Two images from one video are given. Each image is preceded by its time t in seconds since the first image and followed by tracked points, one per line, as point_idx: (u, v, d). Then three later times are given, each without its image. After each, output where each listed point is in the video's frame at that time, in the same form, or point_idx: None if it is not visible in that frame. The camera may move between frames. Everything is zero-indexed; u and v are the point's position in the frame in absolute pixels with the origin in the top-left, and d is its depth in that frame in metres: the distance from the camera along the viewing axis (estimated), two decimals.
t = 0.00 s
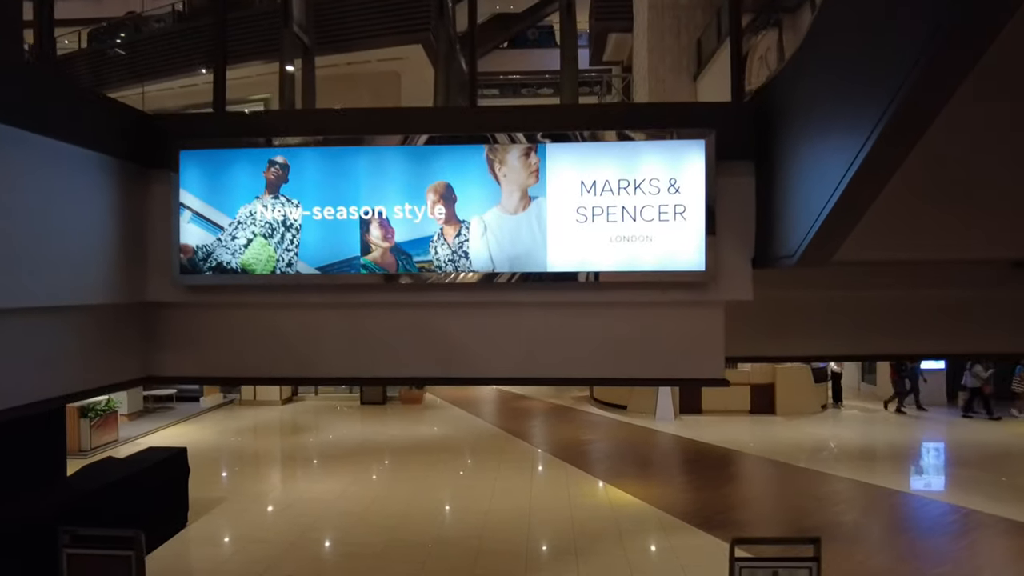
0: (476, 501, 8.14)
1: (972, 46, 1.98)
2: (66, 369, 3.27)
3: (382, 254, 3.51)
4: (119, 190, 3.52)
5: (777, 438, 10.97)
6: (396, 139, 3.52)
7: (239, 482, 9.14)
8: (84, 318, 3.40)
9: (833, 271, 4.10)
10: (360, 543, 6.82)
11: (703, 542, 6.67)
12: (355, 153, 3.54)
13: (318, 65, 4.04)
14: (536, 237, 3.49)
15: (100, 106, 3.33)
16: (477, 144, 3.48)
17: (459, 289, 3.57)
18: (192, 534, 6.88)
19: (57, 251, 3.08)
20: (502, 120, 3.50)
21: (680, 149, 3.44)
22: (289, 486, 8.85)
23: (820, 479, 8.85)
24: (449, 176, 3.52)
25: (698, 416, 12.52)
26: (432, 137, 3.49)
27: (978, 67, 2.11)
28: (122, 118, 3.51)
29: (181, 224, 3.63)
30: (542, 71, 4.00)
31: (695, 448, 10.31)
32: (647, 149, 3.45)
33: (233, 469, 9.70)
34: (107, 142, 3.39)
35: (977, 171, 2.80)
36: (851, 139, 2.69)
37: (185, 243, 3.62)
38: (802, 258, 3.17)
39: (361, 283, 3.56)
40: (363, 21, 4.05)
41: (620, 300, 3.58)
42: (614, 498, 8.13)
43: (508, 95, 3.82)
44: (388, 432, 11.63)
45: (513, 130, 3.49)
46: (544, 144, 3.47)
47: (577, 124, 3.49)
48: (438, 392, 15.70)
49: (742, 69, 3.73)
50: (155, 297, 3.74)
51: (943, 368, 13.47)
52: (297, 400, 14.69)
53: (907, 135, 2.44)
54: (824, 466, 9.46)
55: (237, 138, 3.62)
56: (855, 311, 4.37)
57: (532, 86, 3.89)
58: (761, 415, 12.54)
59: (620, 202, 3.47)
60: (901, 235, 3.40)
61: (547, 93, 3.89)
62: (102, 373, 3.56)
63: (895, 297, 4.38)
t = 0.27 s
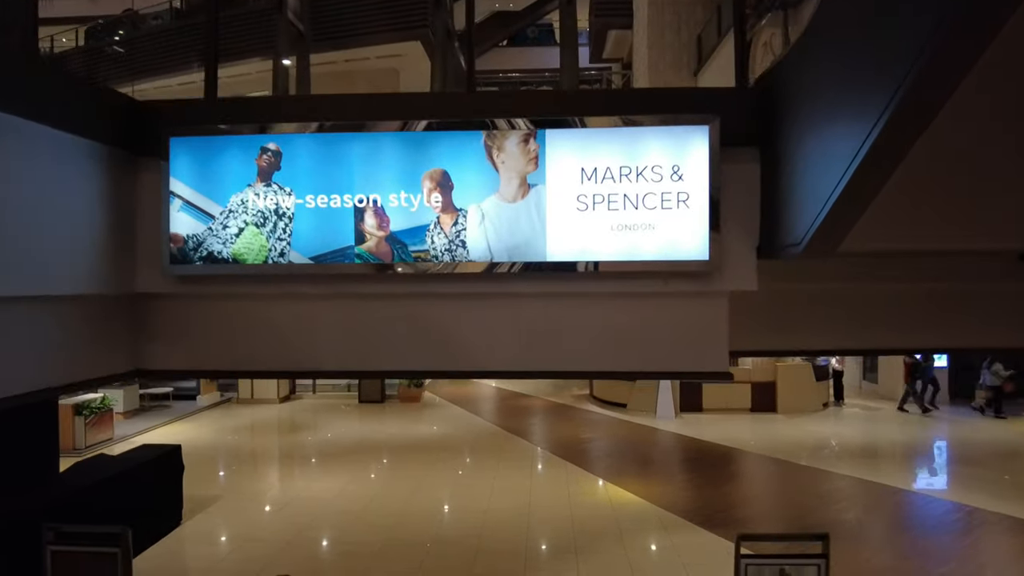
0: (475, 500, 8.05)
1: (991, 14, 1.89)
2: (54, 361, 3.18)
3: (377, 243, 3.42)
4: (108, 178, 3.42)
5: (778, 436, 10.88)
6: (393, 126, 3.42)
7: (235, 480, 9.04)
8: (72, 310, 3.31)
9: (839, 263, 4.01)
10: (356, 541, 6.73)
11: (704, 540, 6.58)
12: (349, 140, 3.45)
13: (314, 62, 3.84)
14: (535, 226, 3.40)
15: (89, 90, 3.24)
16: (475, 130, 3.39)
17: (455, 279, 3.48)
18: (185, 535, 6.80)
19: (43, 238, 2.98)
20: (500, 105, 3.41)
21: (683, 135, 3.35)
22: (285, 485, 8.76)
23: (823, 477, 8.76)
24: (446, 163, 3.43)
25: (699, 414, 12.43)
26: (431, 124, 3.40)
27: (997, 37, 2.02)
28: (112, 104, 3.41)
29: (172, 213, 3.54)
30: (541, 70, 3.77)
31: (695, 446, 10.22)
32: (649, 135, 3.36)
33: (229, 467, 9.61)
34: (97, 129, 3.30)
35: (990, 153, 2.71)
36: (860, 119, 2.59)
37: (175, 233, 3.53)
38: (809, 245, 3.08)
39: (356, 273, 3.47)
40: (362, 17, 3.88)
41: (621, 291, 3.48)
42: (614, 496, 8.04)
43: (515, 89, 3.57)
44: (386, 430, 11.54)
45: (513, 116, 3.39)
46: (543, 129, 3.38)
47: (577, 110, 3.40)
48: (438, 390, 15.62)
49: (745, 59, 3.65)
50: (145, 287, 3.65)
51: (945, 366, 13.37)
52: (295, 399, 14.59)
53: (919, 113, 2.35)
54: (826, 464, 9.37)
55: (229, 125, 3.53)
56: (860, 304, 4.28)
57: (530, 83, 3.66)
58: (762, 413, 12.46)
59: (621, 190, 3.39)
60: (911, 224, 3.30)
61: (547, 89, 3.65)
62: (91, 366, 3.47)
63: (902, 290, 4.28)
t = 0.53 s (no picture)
0: (473, 498, 7.96)
1: None
2: (39, 354, 3.07)
3: (372, 230, 3.33)
4: (97, 165, 3.32)
5: (779, 435, 10.78)
6: (389, 111, 3.32)
7: (230, 478, 8.97)
8: (59, 301, 3.20)
9: (846, 254, 3.92)
10: (351, 539, 6.65)
11: (704, 538, 6.49)
12: (344, 125, 3.36)
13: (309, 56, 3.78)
14: (535, 214, 3.31)
15: (77, 75, 3.12)
16: (473, 116, 3.30)
17: (452, 270, 3.39)
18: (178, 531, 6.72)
19: (27, 226, 2.87)
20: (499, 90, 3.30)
21: (688, 121, 3.26)
22: (281, 483, 8.67)
23: (824, 475, 8.66)
24: (443, 149, 3.34)
25: (699, 412, 12.34)
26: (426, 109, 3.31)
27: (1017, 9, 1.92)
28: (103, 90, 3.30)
29: (162, 202, 3.44)
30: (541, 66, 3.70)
31: (696, 445, 10.13)
32: (652, 121, 3.27)
33: (225, 465, 9.53)
34: (86, 115, 3.19)
35: (1007, 135, 2.61)
36: (873, 98, 2.48)
37: (165, 222, 3.43)
38: (817, 234, 2.99)
39: (351, 263, 3.37)
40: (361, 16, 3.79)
41: (622, 282, 3.39)
42: (614, 495, 7.95)
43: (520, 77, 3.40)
44: (384, 428, 11.45)
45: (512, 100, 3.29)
46: (544, 115, 3.28)
47: (578, 95, 3.30)
48: (437, 389, 15.53)
49: (750, 40, 3.54)
50: (134, 279, 3.53)
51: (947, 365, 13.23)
52: (293, 397, 14.50)
53: (936, 89, 2.25)
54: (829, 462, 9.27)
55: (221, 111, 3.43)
56: (867, 297, 4.19)
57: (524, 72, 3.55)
58: (763, 412, 12.36)
59: (624, 176, 3.30)
60: (920, 212, 3.20)
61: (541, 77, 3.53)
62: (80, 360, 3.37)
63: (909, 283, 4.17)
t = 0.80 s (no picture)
0: (472, 496, 7.87)
1: None
2: (25, 346, 2.98)
3: (367, 218, 3.24)
4: (86, 150, 3.21)
5: (781, 433, 10.69)
6: (385, 95, 3.22)
7: (227, 475, 8.88)
8: (46, 291, 3.10)
9: (854, 244, 3.82)
10: (348, 537, 6.56)
11: (705, 536, 6.40)
12: (339, 109, 3.27)
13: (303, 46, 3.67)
14: (535, 200, 3.22)
15: (64, 58, 3.01)
16: (471, 100, 3.20)
17: (449, 259, 3.29)
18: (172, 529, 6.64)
19: (11, 213, 2.77)
20: (499, 73, 3.20)
21: (693, 106, 3.16)
22: (278, 481, 8.58)
23: (826, 473, 8.57)
24: (440, 134, 3.24)
25: (700, 410, 12.25)
26: (421, 92, 3.21)
27: None
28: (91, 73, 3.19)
29: (151, 189, 3.34)
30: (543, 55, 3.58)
31: (696, 442, 10.04)
32: (656, 105, 3.17)
33: (221, 463, 9.44)
34: (74, 98, 3.09)
35: None
36: (887, 76, 2.37)
37: (155, 209, 3.33)
38: (825, 221, 2.90)
39: (346, 252, 3.28)
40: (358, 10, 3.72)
41: (624, 271, 3.30)
42: (614, 493, 7.85)
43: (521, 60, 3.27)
44: (383, 426, 11.35)
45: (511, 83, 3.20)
46: (544, 99, 3.19)
47: (578, 79, 3.21)
48: (436, 387, 15.43)
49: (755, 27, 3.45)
50: (124, 270, 3.43)
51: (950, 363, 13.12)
52: (291, 395, 14.40)
53: (955, 65, 2.15)
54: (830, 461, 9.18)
55: (212, 95, 3.33)
56: (875, 289, 4.09)
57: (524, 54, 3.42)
58: (765, 410, 12.27)
59: (626, 162, 3.21)
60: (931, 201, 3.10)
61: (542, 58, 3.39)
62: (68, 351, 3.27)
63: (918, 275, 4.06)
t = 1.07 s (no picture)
0: (471, 494, 7.78)
1: None
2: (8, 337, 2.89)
3: (361, 205, 3.16)
4: (72, 136, 3.12)
5: (783, 431, 10.60)
6: (380, 79, 3.14)
7: (223, 473, 8.80)
8: (31, 281, 3.01)
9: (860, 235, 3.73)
10: (344, 535, 6.47)
11: (707, 534, 6.32)
12: (333, 93, 3.18)
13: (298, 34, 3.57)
14: (534, 187, 3.13)
15: (48, 40, 2.91)
16: (469, 84, 3.11)
17: (445, 248, 3.20)
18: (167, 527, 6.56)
19: None
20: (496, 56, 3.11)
21: (697, 90, 3.07)
22: (275, 479, 8.50)
23: (828, 472, 8.47)
24: (437, 119, 3.16)
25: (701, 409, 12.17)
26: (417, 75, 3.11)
27: None
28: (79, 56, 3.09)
29: (140, 176, 3.25)
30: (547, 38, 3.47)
31: (697, 441, 9.95)
32: (659, 88, 3.08)
33: (218, 461, 9.36)
34: (60, 81, 2.99)
35: None
36: (900, 55, 2.28)
37: (144, 197, 3.24)
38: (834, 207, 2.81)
39: (340, 240, 3.19)
40: (367, 8, 3.70)
41: (625, 261, 3.21)
42: (615, 490, 7.76)
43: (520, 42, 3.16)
44: (382, 424, 11.27)
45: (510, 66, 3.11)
46: (544, 83, 3.10)
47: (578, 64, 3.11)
48: (435, 385, 15.34)
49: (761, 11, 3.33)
50: (112, 260, 3.34)
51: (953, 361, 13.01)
52: (289, 393, 14.31)
53: (974, 42, 2.05)
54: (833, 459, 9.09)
55: (203, 80, 3.24)
56: (882, 282, 3.99)
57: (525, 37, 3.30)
58: (766, 408, 12.19)
59: (628, 147, 3.12)
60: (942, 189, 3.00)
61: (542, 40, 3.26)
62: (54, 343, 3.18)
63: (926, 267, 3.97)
